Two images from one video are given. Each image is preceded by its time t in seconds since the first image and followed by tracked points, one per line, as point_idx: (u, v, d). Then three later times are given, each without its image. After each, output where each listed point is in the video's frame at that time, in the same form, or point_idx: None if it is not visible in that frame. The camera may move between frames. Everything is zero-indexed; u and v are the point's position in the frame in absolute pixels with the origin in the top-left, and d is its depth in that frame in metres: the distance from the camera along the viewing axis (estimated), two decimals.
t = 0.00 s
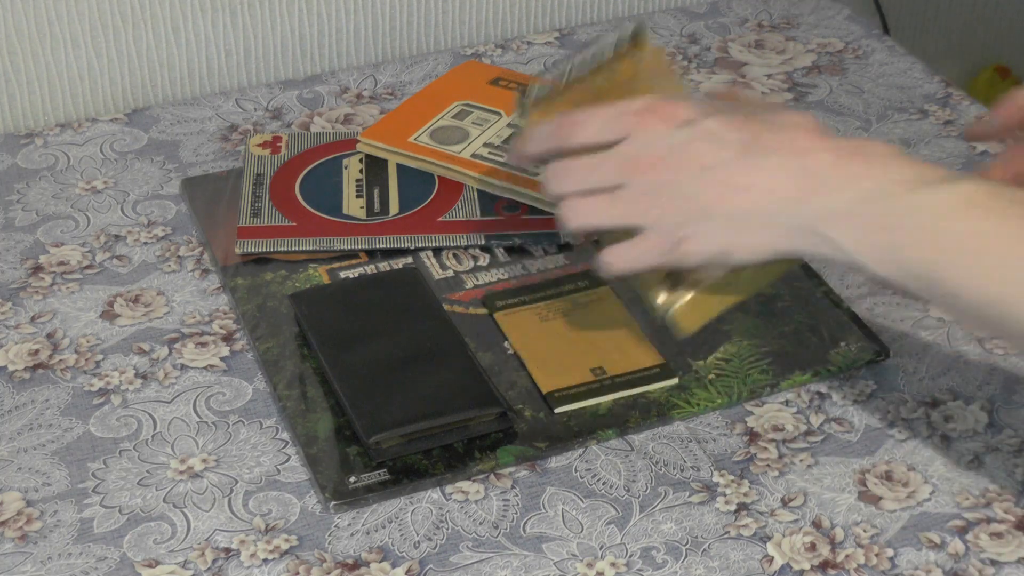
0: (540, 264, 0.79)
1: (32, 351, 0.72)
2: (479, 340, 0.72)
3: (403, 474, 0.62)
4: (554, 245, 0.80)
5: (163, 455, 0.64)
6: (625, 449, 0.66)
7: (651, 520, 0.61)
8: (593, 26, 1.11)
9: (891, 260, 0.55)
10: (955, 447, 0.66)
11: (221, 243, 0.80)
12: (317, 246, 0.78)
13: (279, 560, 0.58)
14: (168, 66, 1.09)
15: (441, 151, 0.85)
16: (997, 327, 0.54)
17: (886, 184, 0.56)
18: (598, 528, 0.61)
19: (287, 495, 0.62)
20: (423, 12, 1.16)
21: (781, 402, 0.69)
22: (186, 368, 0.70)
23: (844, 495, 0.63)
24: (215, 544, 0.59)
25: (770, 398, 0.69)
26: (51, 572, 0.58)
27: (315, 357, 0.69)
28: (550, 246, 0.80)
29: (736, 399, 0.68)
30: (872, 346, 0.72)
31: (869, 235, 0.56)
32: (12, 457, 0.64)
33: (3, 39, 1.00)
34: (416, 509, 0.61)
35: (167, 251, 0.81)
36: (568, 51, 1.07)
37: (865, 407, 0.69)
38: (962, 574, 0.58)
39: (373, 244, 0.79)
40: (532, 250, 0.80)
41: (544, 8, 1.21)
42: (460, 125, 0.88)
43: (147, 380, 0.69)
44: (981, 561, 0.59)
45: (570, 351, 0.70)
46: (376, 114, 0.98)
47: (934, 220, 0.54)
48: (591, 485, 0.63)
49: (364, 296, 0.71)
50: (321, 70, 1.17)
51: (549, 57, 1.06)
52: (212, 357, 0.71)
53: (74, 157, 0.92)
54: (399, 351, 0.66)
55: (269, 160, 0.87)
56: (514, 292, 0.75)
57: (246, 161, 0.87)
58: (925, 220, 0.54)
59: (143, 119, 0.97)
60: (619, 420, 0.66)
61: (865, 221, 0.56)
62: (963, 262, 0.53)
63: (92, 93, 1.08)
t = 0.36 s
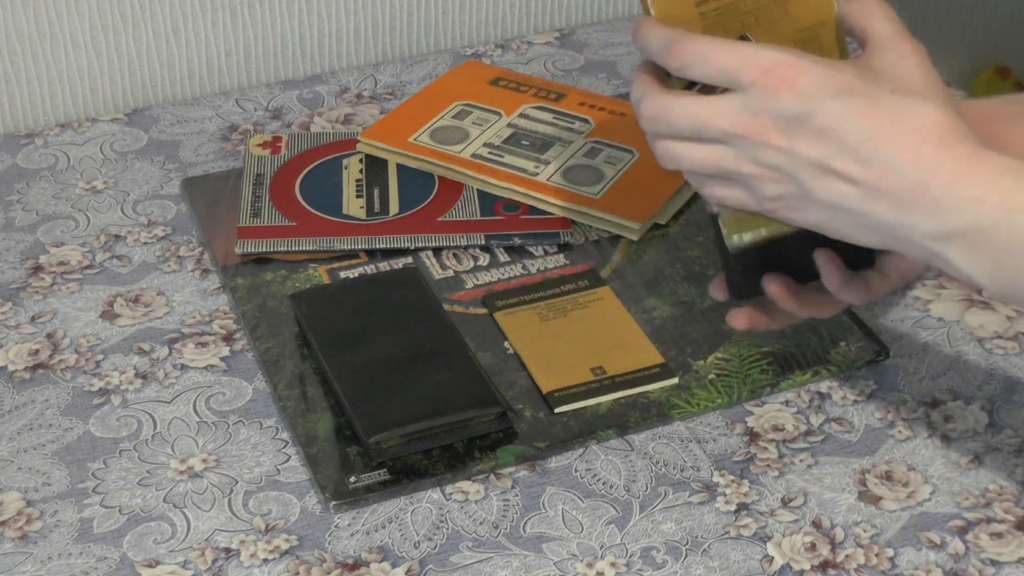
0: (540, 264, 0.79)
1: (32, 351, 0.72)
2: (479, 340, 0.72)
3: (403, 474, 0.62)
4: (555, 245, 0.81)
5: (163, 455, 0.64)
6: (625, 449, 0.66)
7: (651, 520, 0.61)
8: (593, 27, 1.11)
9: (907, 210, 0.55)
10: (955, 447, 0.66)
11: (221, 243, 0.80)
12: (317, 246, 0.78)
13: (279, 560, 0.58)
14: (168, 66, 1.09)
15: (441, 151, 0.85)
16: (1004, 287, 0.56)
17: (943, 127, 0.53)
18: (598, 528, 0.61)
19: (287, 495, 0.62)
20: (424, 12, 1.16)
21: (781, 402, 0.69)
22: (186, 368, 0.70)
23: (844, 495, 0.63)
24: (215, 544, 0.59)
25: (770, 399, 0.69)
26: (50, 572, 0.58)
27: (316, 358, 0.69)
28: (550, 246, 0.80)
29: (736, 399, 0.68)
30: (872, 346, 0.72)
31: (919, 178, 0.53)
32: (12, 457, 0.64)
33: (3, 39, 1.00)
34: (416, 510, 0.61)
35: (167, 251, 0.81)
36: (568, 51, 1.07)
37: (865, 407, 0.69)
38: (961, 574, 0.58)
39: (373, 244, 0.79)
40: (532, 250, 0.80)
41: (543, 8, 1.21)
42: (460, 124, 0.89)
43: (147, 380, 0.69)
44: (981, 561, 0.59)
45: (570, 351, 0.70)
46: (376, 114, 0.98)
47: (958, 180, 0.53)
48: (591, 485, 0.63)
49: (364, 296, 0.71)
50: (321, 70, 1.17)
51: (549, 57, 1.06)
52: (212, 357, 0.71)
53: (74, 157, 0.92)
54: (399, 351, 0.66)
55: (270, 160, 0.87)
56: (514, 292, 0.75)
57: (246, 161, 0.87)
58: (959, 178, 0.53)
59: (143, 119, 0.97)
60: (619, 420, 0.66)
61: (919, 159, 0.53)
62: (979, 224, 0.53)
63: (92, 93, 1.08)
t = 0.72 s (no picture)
0: (540, 265, 0.79)
1: (32, 351, 0.72)
2: (479, 340, 0.72)
3: (403, 474, 0.62)
4: (554, 245, 0.81)
5: (163, 455, 0.64)
6: (625, 449, 0.66)
7: (652, 520, 0.61)
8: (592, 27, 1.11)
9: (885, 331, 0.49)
10: (955, 447, 0.66)
11: (221, 243, 0.80)
12: (317, 246, 0.78)
13: (279, 560, 0.58)
14: (168, 66, 1.09)
15: (441, 151, 0.85)
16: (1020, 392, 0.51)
17: (926, 253, 0.45)
18: (598, 528, 0.61)
19: (287, 495, 0.62)
20: (424, 12, 1.16)
21: (781, 402, 0.69)
22: (186, 368, 0.70)
23: (844, 495, 0.63)
24: (215, 544, 0.59)
25: (770, 398, 0.69)
26: (50, 572, 0.58)
27: (316, 357, 0.70)
28: (550, 246, 0.81)
29: (736, 399, 0.68)
30: (872, 345, 0.72)
31: (893, 313, 0.47)
32: (12, 457, 0.64)
33: (3, 39, 1.00)
34: (416, 509, 0.61)
35: (167, 251, 0.81)
36: (568, 51, 1.07)
37: (864, 406, 0.69)
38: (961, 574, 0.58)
39: (373, 244, 0.79)
40: (531, 250, 0.80)
41: (544, 8, 1.21)
42: (459, 124, 0.89)
43: (147, 380, 0.69)
44: (981, 561, 0.59)
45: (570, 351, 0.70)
46: (377, 114, 0.98)
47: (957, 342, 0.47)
48: (591, 485, 0.63)
49: (363, 296, 0.71)
50: (321, 70, 1.17)
51: (549, 57, 1.06)
52: (212, 357, 0.71)
53: (74, 157, 0.92)
54: (399, 351, 0.66)
55: (270, 160, 0.87)
56: (514, 292, 0.75)
57: (246, 161, 0.87)
58: (942, 313, 0.46)
59: (143, 119, 0.97)
60: (619, 420, 0.66)
61: (892, 295, 0.46)
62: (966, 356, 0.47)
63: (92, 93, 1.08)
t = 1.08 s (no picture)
0: (540, 264, 0.79)
1: (32, 351, 0.72)
2: (479, 339, 0.72)
3: (403, 473, 0.62)
4: (554, 244, 0.81)
5: (163, 455, 0.64)
6: (625, 449, 0.66)
7: (652, 520, 0.61)
8: (592, 27, 1.11)
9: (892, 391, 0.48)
10: (955, 447, 0.66)
11: (221, 243, 0.80)
12: (317, 246, 0.78)
13: (279, 560, 0.58)
14: (168, 66, 1.09)
15: (441, 151, 0.85)
16: None
17: (913, 330, 0.44)
18: (598, 528, 0.61)
19: (287, 495, 0.62)
20: (424, 12, 1.16)
21: (781, 402, 0.69)
22: (186, 368, 0.70)
23: (844, 495, 0.63)
24: (215, 544, 0.59)
25: (769, 398, 0.69)
26: (50, 572, 0.58)
27: (316, 357, 0.70)
28: (550, 245, 0.80)
29: (736, 399, 0.68)
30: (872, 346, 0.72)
31: (888, 384, 0.46)
32: (12, 457, 0.64)
33: (3, 39, 1.00)
34: (416, 509, 0.61)
35: (167, 251, 0.81)
36: (568, 51, 1.07)
37: (864, 407, 0.69)
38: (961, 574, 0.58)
39: (373, 244, 0.79)
40: (531, 250, 0.80)
41: (543, 8, 1.21)
42: (459, 124, 0.89)
43: (147, 380, 0.69)
44: (981, 562, 0.59)
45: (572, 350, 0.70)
46: (376, 114, 0.98)
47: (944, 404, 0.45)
48: (591, 485, 0.63)
49: (364, 296, 0.71)
50: (321, 70, 1.17)
51: (548, 57, 1.06)
52: (212, 357, 0.71)
53: (74, 157, 0.92)
54: (398, 352, 0.66)
55: (270, 160, 0.87)
56: (513, 292, 0.75)
57: (246, 161, 0.87)
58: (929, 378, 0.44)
59: (143, 119, 0.97)
60: (619, 420, 0.66)
61: (883, 370, 0.45)
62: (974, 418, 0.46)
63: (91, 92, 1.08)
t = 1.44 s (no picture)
0: (540, 265, 0.79)
1: (32, 351, 0.72)
2: (479, 340, 0.72)
3: (403, 474, 0.62)
4: (555, 245, 0.81)
5: (163, 455, 0.64)
6: (625, 449, 0.66)
7: (652, 520, 0.61)
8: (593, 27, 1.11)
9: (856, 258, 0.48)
10: (955, 447, 0.66)
11: (221, 243, 0.80)
12: (317, 246, 0.78)
13: (279, 560, 0.58)
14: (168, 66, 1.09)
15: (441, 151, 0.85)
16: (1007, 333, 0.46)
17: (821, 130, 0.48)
18: (598, 528, 0.61)
19: (287, 495, 0.62)
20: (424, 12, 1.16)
21: (781, 402, 0.69)
22: (186, 368, 0.70)
23: (844, 495, 0.63)
24: (215, 544, 0.59)
25: (770, 398, 0.69)
26: (50, 572, 0.58)
27: (316, 357, 0.70)
28: (550, 246, 0.80)
29: (736, 399, 0.68)
30: (872, 345, 0.72)
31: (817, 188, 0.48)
32: (12, 457, 0.64)
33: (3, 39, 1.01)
34: (416, 509, 0.61)
35: (167, 251, 0.81)
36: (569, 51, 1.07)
37: (864, 407, 0.69)
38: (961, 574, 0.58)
39: (373, 244, 0.79)
40: (532, 250, 0.80)
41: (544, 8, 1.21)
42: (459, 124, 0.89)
43: (147, 380, 0.69)
44: (981, 562, 0.59)
45: (572, 350, 0.70)
46: (376, 113, 0.98)
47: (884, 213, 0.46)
48: (591, 485, 0.63)
49: (363, 296, 0.71)
50: (321, 70, 1.17)
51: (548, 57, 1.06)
52: (212, 357, 0.71)
53: (74, 157, 0.92)
54: (398, 351, 0.66)
55: (270, 160, 0.87)
56: (514, 292, 0.75)
57: (246, 160, 0.87)
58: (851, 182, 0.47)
59: (142, 119, 0.97)
60: (619, 420, 0.66)
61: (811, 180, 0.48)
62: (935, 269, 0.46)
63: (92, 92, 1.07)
